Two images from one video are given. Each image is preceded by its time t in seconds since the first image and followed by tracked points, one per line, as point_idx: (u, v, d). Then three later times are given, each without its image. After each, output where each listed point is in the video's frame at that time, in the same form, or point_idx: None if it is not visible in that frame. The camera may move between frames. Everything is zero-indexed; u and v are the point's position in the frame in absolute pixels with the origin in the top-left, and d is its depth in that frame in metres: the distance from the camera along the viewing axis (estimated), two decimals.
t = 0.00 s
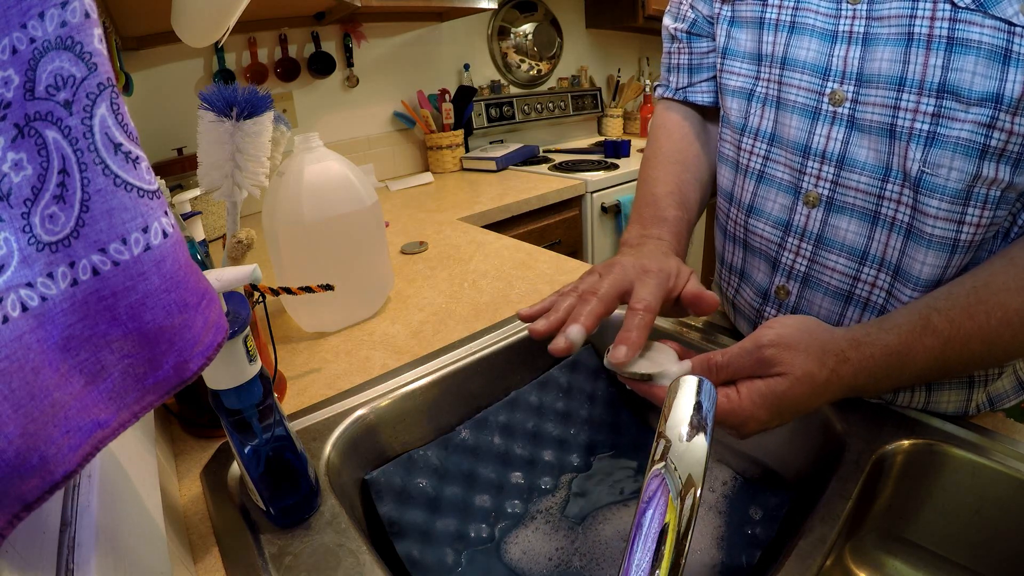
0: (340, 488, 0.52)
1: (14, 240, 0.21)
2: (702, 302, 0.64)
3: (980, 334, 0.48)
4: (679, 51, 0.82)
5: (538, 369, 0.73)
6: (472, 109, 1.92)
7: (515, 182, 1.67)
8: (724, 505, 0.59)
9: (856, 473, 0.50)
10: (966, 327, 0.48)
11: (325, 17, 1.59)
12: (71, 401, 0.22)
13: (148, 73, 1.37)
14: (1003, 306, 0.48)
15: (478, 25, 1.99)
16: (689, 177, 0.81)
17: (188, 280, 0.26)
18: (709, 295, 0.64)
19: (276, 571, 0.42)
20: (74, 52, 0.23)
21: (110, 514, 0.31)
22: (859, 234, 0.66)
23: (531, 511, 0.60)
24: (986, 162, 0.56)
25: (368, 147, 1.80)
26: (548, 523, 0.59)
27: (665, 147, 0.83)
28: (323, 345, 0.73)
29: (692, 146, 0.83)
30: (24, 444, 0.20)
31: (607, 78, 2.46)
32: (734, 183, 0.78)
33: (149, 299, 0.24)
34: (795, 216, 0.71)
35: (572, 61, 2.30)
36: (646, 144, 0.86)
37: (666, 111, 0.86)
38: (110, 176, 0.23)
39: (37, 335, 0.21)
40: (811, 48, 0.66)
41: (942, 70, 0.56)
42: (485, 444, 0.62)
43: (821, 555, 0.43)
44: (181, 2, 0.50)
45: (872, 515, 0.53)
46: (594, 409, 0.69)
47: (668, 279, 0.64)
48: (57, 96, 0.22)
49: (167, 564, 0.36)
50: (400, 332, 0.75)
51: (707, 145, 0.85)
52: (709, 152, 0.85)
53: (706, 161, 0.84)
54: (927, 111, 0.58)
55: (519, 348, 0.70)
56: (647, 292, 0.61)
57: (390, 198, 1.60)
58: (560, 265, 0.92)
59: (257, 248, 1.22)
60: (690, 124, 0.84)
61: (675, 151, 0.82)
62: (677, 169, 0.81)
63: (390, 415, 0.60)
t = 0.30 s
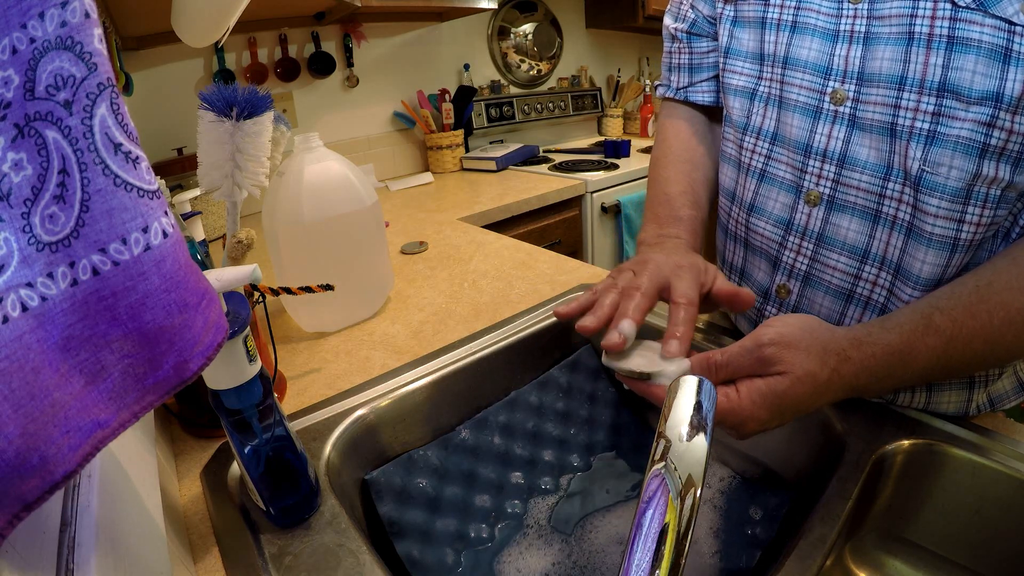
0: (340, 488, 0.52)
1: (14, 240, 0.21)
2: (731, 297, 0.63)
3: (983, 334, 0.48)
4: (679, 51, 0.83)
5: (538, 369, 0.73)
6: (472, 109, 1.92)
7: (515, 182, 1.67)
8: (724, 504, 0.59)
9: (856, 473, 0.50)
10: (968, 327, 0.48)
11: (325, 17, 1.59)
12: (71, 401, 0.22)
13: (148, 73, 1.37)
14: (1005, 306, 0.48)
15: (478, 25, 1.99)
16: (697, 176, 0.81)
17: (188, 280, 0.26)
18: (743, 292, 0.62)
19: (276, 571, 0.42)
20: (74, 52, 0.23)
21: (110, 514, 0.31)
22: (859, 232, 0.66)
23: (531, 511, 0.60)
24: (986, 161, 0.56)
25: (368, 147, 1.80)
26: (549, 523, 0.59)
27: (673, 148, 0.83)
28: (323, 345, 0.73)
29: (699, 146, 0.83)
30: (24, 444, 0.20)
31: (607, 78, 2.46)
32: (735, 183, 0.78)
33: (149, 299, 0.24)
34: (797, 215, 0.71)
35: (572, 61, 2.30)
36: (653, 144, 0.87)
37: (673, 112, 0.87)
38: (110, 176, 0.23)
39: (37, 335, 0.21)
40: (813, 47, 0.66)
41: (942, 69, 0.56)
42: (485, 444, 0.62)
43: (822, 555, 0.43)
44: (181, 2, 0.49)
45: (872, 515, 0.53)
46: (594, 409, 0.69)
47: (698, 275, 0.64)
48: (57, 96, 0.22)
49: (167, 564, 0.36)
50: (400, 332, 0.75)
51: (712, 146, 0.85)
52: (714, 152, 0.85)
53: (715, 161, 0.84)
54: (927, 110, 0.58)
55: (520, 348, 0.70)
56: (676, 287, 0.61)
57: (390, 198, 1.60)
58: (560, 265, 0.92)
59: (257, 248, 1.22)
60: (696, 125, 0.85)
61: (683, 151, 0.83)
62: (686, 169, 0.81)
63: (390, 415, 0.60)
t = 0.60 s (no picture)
0: (340, 488, 0.52)
1: (14, 240, 0.21)
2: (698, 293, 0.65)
3: (989, 332, 0.48)
4: (680, 50, 0.83)
5: (538, 369, 0.73)
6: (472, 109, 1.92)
7: (515, 182, 1.67)
8: (724, 504, 0.59)
9: (856, 473, 0.50)
10: (972, 325, 0.48)
11: (325, 17, 1.59)
12: (71, 401, 0.22)
13: (148, 73, 1.37)
14: (1010, 304, 0.48)
15: (478, 25, 1.99)
16: (691, 177, 0.81)
17: (189, 280, 0.26)
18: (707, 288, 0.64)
19: (276, 570, 0.42)
20: (74, 52, 0.23)
21: (110, 514, 0.31)
22: (863, 231, 0.66)
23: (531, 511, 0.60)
24: (990, 160, 0.56)
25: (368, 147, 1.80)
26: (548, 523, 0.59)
27: (668, 147, 0.83)
28: (323, 345, 0.73)
29: (695, 146, 0.83)
30: (24, 444, 0.20)
31: (607, 78, 2.46)
32: (738, 182, 0.78)
33: (149, 299, 0.24)
34: (800, 214, 0.71)
35: (572, 61, 2.30)
36: (648, 143, 0.86)
37: (669, 111, 0.86)
38: (110, 176, 0.23)
39: (37, 335, 0.21)
40: (816, 47, 0.66)
41: (945, 67, 0.56)
42: (485, 444, 0.62)
43: (821, 555, 0.43)
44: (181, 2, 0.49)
45: (872, 516, 0.53)
46: (594, 409, 0.69)
47: (667, 270, 0.64)
48: (57, 96, 0.22)
49: (166, 564, 0.36)
50: (400, 332, 0.75)
51: (709, 147, 0.85)
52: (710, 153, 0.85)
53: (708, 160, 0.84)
54: (931, 109, 0.58)
55: (520, 349, 0.70)
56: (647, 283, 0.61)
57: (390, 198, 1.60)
58: (560, 265, 0.92)
59: (257, 248, 1.22)
60: (693, 125, 0.85)
61: (678, 151, 0.83)
62: (680, 169, 0.81)
63: (390, 415, 0.60)
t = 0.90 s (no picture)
0: (340, 488, 0.52)
1: (14, 240, 0.21)
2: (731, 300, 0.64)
3: (988, 333, 0.48)
4: (683, 51, 0.83)
5: (538, 369, 0.73)
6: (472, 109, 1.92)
7: (515, 182, 1.67)
8: (725, 505, 0.59)
9: (856, 473, 0.50)
10: (972, 325, 0.48)
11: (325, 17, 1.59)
12: (71, 401, 0.22)
13: (148, 73, 1.37)
14: (1009, 304, 0.48)
15: (478, 25, 1.99)
16: (696, 178, 0.81)
17: (188, 280, 0.26)
18: (740, 295, 0.62)
19: (276, 571, 0.42)
20: (74, 52, 0.23)
21: (110, 514, 0.31)
22: (863, 232, 0.66)
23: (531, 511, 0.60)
24: (990, 160, 0.55)
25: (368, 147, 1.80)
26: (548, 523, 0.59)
27: (674, 150, 0.84)
28: (323, 345, 0.74)
29: (701, 146, 0.83)
30: (24, 444, 0.20)
31: (607, 78, 2.46)
32: (739, 182, 0.78)
33: (148, 299, 0.24)
34: (800, 215, 0.71)
35: (572, 61, 2.30)
36: (655, 146, 0.87)
37: (674, 112, 0.86)
38: (110, 176, 0.23)
39: (37, 335, 0.21)
40: (817, 47, 0.66)
41: (946, 68, 0.56)
42: (485, 444, 0.62)
43: (822, 555, 0.43)
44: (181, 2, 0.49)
45: (872, 516, 0.53)
46: (594, 408, 0.69)
47: (699, 274, 0.64)
48: (57, 96, 0.22)
49: (167, 564, 0.36)
50: (400, 332, 0.75)
51: (714, 146, 0.85)
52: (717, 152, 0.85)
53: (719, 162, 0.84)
54: (931, 109, 0.58)
55: (520, 349, 0.70)
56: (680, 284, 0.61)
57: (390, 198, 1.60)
58: (560, 265, 0.92)
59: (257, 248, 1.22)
60: (699, 125, 0.85)
61: (683, 153, 0.83)
62: (685, 171, 0.81)
63: (390, 415, 0.60)
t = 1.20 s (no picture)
0: (340, 488, 0.52)
1: (14, 240, 0.21)
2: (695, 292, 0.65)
3: (993, 334, 0.48)
4: (685, 48, 0.82)
5: (538, 369, 0.73)
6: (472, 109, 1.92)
7: (515, 182, 1.67)
8: (725, 504, 0.59)
9: (856, 473, 0.50)
10: (976, 329, 0.48)
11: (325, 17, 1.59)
12: (71, 401, 0.22)
13: (148, 73, 1.37)
14: (1012, 308, 0.48)
15: (478, 25, 1.99)
16: (692, 171, 0.80)
17: (189, 280, 0.26)
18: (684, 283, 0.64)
19: (276, 571, 0.42)
20: (74, 52, 0.23)
21: (109, 514, 0.31)
22: (866, 232, 0.66)
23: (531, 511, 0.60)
24: (993, 161, 0.56)
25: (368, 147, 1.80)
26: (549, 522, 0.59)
27: (670, 143, 0.82)
28: (323, 345, 0.74)
29: (696, 139, 0.83)
30: (24, 444, 0.20)
31: (607, 78, 2.46)
32: (740, 182, 0.78)
33: (149, 299, 0.24)
34: (802, 215, 0.71)
35: (572, 62, 2.30)
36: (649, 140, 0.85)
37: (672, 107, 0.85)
38: (110, 176, 0.23)
39: (37, 335, 0.21)
40: (819, 47, 0.66)
41: (949, 69, 0.56)
42: (484, 444, 0.63)
43: (821, 555, 0.43)
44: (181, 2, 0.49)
45: (872, 515, 0.53)
46: (594, 408, 0.69)
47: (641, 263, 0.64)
48: (57, 96, 0.22)
49: (166, 564, 0.37)
50: (400, 332, 0.75)
51: (711, 141, 0.84)
52: (713, 147, 0.84)
53: (709, 153, 0.83)
54: (934, 110, 0.58)
55: (520, 349, 0.70)
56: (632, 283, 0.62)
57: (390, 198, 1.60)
58: (560, 265, 0.92)
59: (257, 248, 1.22)
60: (694, 119, 0.84)
61: (679, 146, 0.82)
62: (680, 164, 0.80)
63: (390, 415, 0.60)
